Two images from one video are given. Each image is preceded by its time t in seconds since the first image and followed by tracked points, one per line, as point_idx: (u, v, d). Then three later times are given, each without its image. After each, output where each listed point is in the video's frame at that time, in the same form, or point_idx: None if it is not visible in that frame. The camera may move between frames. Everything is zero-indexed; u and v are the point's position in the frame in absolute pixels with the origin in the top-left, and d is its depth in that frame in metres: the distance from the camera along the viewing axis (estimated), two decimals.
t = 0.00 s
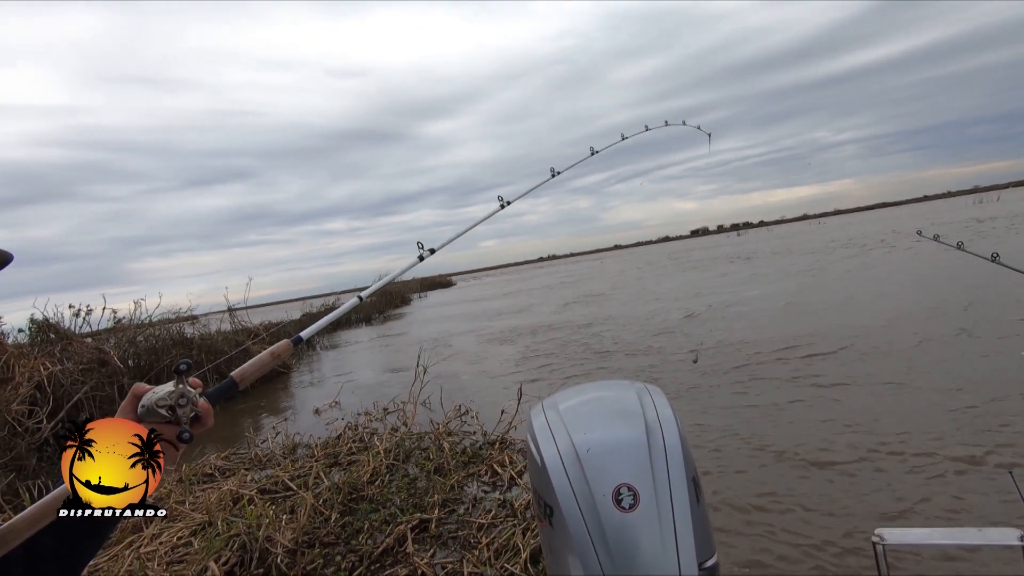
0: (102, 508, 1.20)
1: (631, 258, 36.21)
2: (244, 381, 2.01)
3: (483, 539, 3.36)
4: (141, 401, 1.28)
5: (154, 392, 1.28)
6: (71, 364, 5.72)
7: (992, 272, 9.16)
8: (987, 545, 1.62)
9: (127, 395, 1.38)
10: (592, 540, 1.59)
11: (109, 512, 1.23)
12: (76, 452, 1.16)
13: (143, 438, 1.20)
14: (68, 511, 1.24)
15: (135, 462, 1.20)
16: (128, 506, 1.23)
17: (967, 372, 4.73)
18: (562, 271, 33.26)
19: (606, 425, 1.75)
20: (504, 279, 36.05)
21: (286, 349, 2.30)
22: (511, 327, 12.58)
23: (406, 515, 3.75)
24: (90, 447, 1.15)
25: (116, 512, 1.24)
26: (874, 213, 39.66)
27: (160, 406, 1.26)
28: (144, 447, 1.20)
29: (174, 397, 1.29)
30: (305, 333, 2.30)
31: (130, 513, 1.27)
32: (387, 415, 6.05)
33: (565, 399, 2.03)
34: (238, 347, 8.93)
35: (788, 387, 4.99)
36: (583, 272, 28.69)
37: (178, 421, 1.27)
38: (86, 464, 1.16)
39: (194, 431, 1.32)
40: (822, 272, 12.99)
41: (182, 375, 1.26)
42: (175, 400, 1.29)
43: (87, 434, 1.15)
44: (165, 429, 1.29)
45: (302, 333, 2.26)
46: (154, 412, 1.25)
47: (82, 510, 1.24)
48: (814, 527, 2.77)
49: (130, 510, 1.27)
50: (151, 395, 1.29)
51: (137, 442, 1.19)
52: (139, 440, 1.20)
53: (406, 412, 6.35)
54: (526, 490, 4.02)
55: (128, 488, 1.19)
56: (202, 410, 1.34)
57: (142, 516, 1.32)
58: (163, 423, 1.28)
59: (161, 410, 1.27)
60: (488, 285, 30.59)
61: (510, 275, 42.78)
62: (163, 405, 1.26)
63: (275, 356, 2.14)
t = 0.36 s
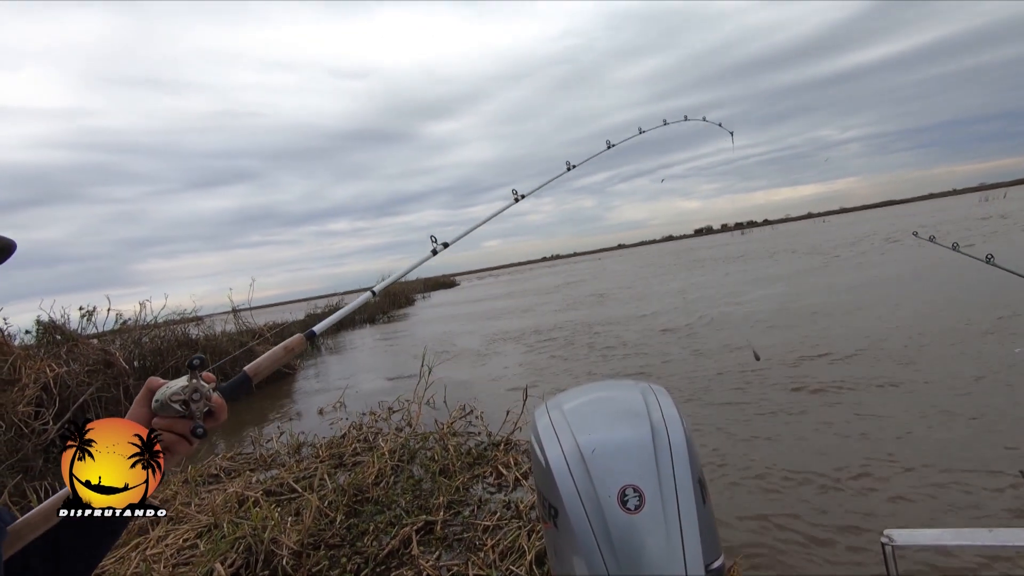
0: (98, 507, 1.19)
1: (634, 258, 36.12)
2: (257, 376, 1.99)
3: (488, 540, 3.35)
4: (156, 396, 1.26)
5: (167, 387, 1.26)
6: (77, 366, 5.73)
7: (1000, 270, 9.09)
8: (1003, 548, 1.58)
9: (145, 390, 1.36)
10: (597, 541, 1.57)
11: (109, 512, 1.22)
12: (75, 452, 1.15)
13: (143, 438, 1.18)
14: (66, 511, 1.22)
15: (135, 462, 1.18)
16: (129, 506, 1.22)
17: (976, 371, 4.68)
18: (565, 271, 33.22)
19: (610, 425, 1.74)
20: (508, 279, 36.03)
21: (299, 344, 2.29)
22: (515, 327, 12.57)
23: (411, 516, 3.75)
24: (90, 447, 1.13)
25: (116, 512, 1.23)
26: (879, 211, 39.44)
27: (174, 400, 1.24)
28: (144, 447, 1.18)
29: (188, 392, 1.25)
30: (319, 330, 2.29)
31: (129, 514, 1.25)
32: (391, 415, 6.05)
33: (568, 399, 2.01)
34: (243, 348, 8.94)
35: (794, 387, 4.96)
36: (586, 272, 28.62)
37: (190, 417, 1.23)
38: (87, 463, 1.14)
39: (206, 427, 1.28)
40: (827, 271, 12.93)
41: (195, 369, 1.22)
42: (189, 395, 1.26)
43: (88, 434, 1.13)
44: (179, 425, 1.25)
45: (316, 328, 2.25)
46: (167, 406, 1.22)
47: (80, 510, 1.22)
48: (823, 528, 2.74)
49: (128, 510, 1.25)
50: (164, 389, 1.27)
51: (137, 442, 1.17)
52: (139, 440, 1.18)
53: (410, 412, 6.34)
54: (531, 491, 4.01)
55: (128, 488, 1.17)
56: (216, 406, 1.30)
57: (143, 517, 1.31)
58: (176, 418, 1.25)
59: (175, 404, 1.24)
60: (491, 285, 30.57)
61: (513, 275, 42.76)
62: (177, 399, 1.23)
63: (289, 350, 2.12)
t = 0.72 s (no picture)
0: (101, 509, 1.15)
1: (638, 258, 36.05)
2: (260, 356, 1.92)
3: (493, 544, 3.32)
4: (161, 378, 1.25)
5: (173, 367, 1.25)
6: (82, 368, 5.74)
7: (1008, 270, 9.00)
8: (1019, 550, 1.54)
9: (151, 373, 1.36)
10: (605, 541, 1.55)
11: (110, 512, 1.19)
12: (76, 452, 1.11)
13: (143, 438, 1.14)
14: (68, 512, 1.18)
15: (136, 462, 1.14)
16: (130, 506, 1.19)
17: (985, 370, 4.63)
18: (569, 272, 33.20)
19: (617, 425, 1.71)
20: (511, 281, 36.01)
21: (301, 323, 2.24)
22: (519, 328, 12.55)
23: (416, 519, 3.72)
24: (91, 447, 1.10)
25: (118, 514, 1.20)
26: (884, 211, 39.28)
27: (180, 381, 1.22)
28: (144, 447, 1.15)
29: (194, 372, 1.24)
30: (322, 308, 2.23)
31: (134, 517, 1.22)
32: (395, 416, 6.03)
33: (575, 398, 1.99)
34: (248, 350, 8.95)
35: (801, 387, 4.92)
36: (591, 273, 28.58)
37: (196, 397, 1.22)
38: (87, 462, 1.10)
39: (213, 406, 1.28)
40: (833, 271, 12.87)
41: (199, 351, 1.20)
42: (195, 375, 1.24)
43: (87, 435, 1.09)
44: (186, 406, 1.24)
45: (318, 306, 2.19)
46: (173, 388, 1.21)
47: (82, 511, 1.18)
48: (831, 529, 2.70)
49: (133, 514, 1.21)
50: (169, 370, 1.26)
51: (137, 442, 1.14)
52: (140, 439, 1.14)
53: (414, 413, 6.32)
54: (536, 494, 3.98)
55: (128, 488, 1.14)
56: (221, 385, 1.30)
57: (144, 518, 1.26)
58: (183, 400, 1.24)
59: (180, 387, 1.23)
60: (495, 287, 30.57)
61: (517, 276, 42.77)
62: (183, 380, 1.22)
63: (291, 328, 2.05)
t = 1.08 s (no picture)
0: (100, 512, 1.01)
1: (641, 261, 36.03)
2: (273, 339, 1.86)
3: (496, 548, 3.31)
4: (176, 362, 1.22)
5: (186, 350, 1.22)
6: (86, 370, 5.75)
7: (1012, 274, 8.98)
8: None
9: (165, 357, 1.34)
10: (609, 546, 1.55)
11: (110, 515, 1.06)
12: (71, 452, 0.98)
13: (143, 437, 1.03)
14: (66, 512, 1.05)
15: (136, 462, 1.03)
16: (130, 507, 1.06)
17: (988, 374, 4.63)
18: (571, 274, 33.22)
19: (621, 428, 1.71)
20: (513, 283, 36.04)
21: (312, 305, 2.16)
22: (521, 330, 12.56)
23: (418, 522, 3.72)
24: (90, 447, 0.98)
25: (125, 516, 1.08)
26: (887, 213, 39.24)
27: (194, 365, 1.19)
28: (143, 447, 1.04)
29: (208, 356, 1.21)
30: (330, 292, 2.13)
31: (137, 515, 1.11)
32: (397, 418, 6.03)
33: (577, 401, 1.99)
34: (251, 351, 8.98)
35: (805, 390, 4.90)
36: (593, 275, 28.59)
37: (211, 381, 1.19)
38: (86, 463, 0.98)
39: (228, 389, 1.25)
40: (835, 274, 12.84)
41: (213, 333, 1.17)
42: (209, 359, 1.21)
43: (86, 434, 0.97)
44: (201, 390, 1.21)
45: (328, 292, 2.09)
46: (187, 372, 1.18)
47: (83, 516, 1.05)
48: (838, 534, 2.68)
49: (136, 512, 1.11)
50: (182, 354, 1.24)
51: (137, 441, 1.02)
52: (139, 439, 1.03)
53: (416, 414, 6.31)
54: (538, 497, 3.98)
55: (129, 489, 1.03)
56: (234, 368, 1.26)
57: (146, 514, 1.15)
58: (198, 384, 1.21)
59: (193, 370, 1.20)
60: (497, 289, 30.59)
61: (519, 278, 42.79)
62: (197, 364, 1.18)
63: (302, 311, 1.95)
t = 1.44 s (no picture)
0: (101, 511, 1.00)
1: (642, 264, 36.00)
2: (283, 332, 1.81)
3: (496, 550, 3.32)
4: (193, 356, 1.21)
5: (207, 344, 1.22)
6: (88, 372, 5.77)
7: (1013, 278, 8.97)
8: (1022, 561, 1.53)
9: (182, 351, 1.31)
10: (609, 553, 1.56)
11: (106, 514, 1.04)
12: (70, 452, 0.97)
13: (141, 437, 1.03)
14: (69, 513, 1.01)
15: (134, 462, 1.02)
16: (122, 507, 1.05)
17: (987, 379, 4.64)
18: (572, 277, 33.20)
19: (620, 435, 1.73)
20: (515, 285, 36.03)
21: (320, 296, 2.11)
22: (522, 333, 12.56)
23: (418, 523, 3.74)
24: (91, 448, 0.97)
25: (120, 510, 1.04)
26: (889, 215, 39.20)
27: (213, 359, 1.19)
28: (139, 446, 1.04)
29: (226, 350, 1.21)
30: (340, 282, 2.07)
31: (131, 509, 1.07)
32: (398, 422, 6.04)
33: (577, 407, 2.01)
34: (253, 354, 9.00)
35: (806, 394, 4.91)
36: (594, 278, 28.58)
37: (230, 374, 1.18)
38: (89, 463, 0.97)
39: (246, 382, 1.24)
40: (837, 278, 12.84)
41: (231, 327, 1.17)
42: (227, 354, 1.21)
43: (89, 433, 0.97)
44: (221, 383, 1.20)
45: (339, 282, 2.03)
46: (206, 365, 1.17)
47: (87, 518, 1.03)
48: (838, 539, 2.68)
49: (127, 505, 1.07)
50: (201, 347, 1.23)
51: (136, 442, 1.03)
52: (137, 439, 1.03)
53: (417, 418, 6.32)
54: (539, 499, 3.99)
55: (128, 489, 1.03)
56: (252, 362, 1.26)
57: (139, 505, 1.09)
58: (217, 377, 1.20)
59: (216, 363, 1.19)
60: (499, 291, 30.59)
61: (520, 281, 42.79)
62: (215, 357, 1.19)
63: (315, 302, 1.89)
